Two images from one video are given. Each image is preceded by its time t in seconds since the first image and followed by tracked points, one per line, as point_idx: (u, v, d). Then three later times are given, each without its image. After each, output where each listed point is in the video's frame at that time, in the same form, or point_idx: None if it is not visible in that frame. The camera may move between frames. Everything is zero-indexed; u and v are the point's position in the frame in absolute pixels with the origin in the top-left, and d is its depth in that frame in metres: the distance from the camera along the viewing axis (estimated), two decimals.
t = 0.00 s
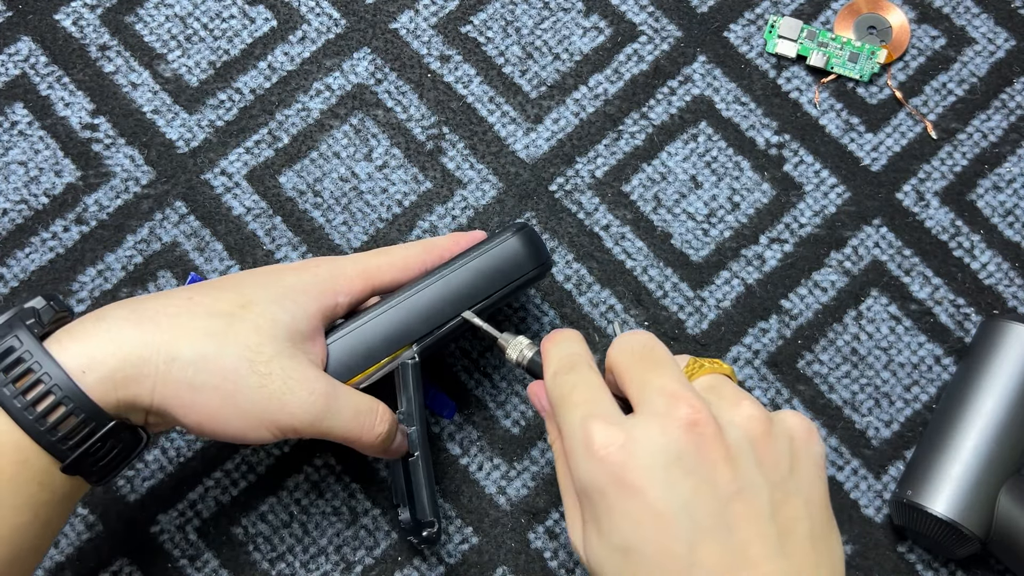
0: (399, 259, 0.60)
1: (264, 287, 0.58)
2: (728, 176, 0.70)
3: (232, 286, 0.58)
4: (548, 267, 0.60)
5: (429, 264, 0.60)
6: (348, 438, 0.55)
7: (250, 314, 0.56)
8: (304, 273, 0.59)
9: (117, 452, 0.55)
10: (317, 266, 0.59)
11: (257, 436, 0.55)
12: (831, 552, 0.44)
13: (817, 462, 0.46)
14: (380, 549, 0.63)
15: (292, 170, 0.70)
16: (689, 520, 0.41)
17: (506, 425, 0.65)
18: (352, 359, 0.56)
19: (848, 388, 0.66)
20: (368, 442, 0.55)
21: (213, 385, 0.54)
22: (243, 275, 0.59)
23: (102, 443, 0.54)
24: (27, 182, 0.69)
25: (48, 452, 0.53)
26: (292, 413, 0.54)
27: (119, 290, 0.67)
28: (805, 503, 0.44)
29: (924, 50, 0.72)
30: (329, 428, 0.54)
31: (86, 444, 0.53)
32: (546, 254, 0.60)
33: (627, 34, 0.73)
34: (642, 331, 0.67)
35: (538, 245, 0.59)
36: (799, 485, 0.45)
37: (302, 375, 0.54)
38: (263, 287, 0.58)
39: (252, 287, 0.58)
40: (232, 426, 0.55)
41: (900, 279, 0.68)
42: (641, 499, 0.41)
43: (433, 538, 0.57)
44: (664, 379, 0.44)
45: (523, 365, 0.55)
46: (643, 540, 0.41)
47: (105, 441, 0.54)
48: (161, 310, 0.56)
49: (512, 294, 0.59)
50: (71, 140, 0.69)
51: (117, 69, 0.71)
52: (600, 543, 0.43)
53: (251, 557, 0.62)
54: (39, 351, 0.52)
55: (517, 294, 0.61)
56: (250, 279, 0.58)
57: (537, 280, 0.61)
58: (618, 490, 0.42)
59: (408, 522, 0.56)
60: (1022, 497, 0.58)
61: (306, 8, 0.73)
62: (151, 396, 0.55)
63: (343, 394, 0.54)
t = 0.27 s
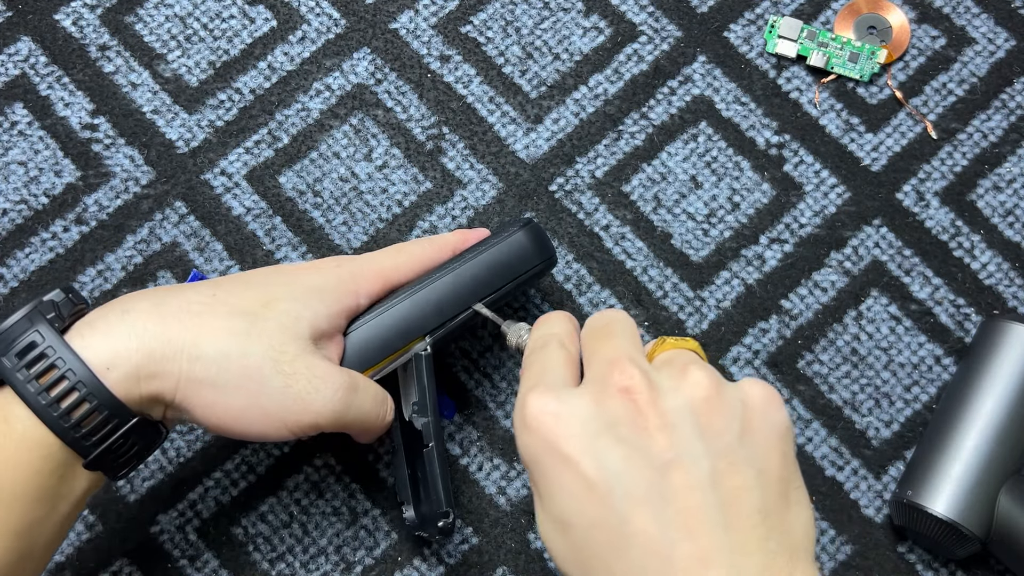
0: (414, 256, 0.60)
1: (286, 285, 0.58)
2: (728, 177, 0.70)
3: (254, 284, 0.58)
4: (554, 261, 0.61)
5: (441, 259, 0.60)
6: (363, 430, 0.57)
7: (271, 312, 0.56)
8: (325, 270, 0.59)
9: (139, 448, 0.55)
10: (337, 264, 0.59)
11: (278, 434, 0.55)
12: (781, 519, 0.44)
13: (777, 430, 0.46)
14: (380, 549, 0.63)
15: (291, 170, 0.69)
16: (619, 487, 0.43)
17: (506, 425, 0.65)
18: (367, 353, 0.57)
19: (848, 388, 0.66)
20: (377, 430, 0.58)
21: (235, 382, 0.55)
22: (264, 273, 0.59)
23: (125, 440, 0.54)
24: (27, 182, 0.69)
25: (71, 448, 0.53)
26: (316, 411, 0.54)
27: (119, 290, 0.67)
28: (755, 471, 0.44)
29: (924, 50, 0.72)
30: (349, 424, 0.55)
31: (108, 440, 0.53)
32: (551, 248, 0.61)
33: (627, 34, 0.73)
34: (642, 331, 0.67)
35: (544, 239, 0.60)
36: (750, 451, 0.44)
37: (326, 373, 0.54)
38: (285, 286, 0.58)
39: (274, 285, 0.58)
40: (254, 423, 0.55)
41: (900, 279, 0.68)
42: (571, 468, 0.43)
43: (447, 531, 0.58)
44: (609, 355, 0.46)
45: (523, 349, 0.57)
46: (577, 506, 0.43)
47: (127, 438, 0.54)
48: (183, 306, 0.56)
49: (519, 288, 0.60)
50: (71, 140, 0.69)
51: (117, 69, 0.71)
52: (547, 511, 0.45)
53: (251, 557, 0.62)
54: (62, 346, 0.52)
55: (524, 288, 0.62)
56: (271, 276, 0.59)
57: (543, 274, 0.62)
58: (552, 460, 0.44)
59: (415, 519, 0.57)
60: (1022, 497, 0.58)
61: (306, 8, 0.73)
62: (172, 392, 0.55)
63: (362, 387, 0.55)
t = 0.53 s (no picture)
0: (415, 250, 0.60)
1: (289, 279, 0.58)
2: (728, 177, 0.70)
3: (258, 278, 0.58)
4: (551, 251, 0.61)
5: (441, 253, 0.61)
6: (361, 426, 0.57)
7: (275, 306, 0.56)
8: (330, 267, 0.59)
9: (142, 437, 0.55)
10: (342, 260, 0.59)
11: (279, 429, 0.55)
12: (780, 509, 0.44)
13: (779, 421, 0.46)
14: (380, 549, 0.62)
15: (291, 170, 0.69)
16: (624, 472, 0.43)
17: (506, 425, 0.65)
18: (366, 346, 0.57)
19: (848, 388, 0.66)
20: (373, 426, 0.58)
21: (238, 375, 0.54)
22: (269, 268, 0.59)
23: (129, 429, 0.54)
24: (27, 182, 0.69)
25: (76, 437, 0.53)
26: (315, 407, 0.54)
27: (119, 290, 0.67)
28: (758, 460, 0.44)
29: (924, 50, 0.72)
30: (348, 420, 0.55)
31: (114, 430, 0.53)
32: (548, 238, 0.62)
33: (627, 34, 0.73)
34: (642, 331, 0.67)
35: (540, 229, 0.61)
36: (753, 440, 0.45)
37: (328, 368, 0.54)
38: (289, 280, 0.58)
39: (279, 279, 0.58)
40: (255, 417, 0.55)
41: (900, 279, 0.68)
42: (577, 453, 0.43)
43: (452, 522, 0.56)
44: (616, 344, 0.46)
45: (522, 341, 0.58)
46: (581, 491, 0.43)
47: (132, 427, 0.54)
48: (187, 297, 0.56)
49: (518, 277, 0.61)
50: (71, 140, 0.69)
51: (117, 69, 0.71)
52: (550, 495, 0.45)
53: (251, 557, 0.62)
54: (66, 335, 0.52)
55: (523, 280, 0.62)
56: (276, 271, 0.59)
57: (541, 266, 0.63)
58: (558, 445, 0.44)
59: (421, 518, 0.56)
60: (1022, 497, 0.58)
61: (306, 8, 0.73)
62: (174, 383, 0.55)
63: (362, 383, 0.56)
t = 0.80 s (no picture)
0: (409, 246, 0.60)
1: (282, 271, 0.58)
2: (728, 177, 0.70)
3: (252, 271, 0.58)
4: (541, 237, 0.61)
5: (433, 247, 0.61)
6: (356, 416, 0.57)
7: (267, 298, 0.56)
8: (323, 259, 0.58)
9: (138, 429, 0.55)
10: (336, 253, 0.59)
11: (273, 420, 0.55)
12: (773, 530, 0.45)
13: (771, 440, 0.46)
14: (380, 549, 0.62)
15: (292, 170, 0.69)
16: (625, 500, 0.43)
17: (506, 425, 0.65)
18: (359, 338, 0.57)
19: (848, 388, 0.66)
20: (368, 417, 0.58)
21: (232, 367, 0.54)
22: (263, 261, 0.59)
23: (124, 421, 0.54)
24: (27, 182, 0.69)
25: (72, 431, 0.53)
26: (309, 398, 0.54)
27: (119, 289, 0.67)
28: (751, 483, 0.45)
29: (924, 50, 0.72)
30: (342, 410, 0.55)
31: (109, 422, 0.53)
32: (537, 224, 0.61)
33: (627, 34, 0.73)
34: (642, 331, 0.67)
35: (528, 216, 0.61)
36: (746, 463, 0.45)
37: (322, 359, 0.54)
38: (282, 272, 0.58)
39: (272, 271, 0.58)
40: (249, 410, 0.55)
41: (900, 279, 0.68)
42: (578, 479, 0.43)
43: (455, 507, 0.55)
44: (615, 360, 0.45)
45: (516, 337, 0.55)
46: (582, 516, 0.44)
47: (128, 419, 0.54)
48: (180, 290, 0.56)
49: (509, 264, 0.60)
50: (71, 140, 0.69)
51: (117, 69, 0.71)
52: (550, 513, 0.46)
53: (251, 556, 0.62)
54: (61, 329, 0.52)
55: (517, 269, 0.62)
56: (269, 264, 0.58)
57: (535, 252, 0.62)
58: (559, 470, 0.44)
59: (430, 517, 0.55)
60: (1022, 497, 0.58)
61: (306, 8, 0.73)
62: (168, 375, 0.55)
63: (355, 373, 0.55)
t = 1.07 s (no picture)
0: (405, 246, 0.61)
1: (280, 274, 0.58)
2: (728, 176, 0.70)
3: (249, 274, 0.58)
4: (537, 233, 0.61)
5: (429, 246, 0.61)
6: (356, 416, 0.57)
7: (265, 300, 0.56)
8: (320, 261, 0.58)
9: (137, 435, 0.55)
10: (332, 254, 0.59)
11: (272, 423, 0.55)
12: (760, 553, 0.45)
13: (756, 464, 0.46)
14: (380, 549, 0.62)
15: (291, 170, 0.69)
16: (616, 521, 0.43)
17: (506, 425, 0.65)
18: (356, 337, 0.57)
19: (848, 388, 0.66)
20: (368, 416, 0.58)
21: (231, 371, 0.54)
22: (261, 264, 0.59)
23: (124, 428, 0.54)
24: (27, 182, 0.69)
25: (72, 437, 0.53)
26: (307, 400, 0.54)
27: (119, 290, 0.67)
28: (738, 506, 0.45)
29: (924, 50, 0.72)
30: (341, 411, 0.55)
31: (109, 428, 0.53)
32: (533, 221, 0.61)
33: (627, 34, 0.73)
34: (642, 331, 0.66)
35: (523, 212, 0.60)
36: (734, 486, 0.45)
37: (320, 361, 0.54)
38: (279, 275, 0.58)
39: (269, 274, 0.58)
40: (248, 413, 0.55)
41: (900, 279, 0.68)
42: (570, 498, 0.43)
43: (457, 505, 0.54)
44: (608, 379, 0.45)
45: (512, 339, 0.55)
46: (572, 534, 0.44)
47: (127, 425, 0.54)
48: (178, 295, 0.56)
49: (505, 260, 0.60)
50: (71, 140, 0.69)
51: (117, 69, 0.71)
52: (540, 528, 0.46)
53: (251, 557, 0.62)
54: (60, 336, 0.52)
55: (513, 266, 0.61)
56: (267, 267, 0.58)
57: (532, 250, 0.61)
58: (552, 488, 0.44)
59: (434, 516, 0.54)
60: (1022, 497, 0.58)
61: (306, 8, 0.73)
62: (168, 379, 0.55)
63: (354, 374, 0.55)
